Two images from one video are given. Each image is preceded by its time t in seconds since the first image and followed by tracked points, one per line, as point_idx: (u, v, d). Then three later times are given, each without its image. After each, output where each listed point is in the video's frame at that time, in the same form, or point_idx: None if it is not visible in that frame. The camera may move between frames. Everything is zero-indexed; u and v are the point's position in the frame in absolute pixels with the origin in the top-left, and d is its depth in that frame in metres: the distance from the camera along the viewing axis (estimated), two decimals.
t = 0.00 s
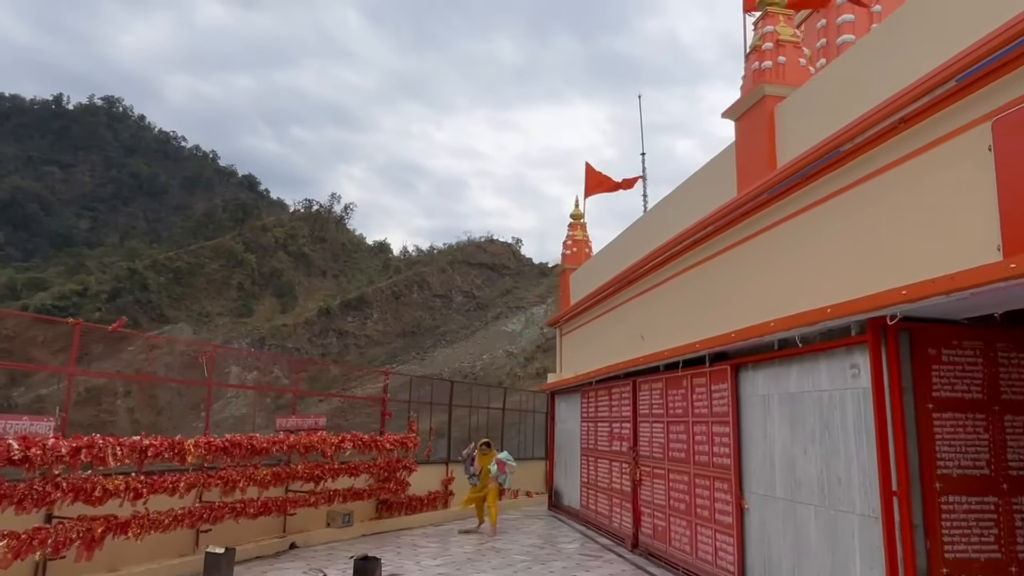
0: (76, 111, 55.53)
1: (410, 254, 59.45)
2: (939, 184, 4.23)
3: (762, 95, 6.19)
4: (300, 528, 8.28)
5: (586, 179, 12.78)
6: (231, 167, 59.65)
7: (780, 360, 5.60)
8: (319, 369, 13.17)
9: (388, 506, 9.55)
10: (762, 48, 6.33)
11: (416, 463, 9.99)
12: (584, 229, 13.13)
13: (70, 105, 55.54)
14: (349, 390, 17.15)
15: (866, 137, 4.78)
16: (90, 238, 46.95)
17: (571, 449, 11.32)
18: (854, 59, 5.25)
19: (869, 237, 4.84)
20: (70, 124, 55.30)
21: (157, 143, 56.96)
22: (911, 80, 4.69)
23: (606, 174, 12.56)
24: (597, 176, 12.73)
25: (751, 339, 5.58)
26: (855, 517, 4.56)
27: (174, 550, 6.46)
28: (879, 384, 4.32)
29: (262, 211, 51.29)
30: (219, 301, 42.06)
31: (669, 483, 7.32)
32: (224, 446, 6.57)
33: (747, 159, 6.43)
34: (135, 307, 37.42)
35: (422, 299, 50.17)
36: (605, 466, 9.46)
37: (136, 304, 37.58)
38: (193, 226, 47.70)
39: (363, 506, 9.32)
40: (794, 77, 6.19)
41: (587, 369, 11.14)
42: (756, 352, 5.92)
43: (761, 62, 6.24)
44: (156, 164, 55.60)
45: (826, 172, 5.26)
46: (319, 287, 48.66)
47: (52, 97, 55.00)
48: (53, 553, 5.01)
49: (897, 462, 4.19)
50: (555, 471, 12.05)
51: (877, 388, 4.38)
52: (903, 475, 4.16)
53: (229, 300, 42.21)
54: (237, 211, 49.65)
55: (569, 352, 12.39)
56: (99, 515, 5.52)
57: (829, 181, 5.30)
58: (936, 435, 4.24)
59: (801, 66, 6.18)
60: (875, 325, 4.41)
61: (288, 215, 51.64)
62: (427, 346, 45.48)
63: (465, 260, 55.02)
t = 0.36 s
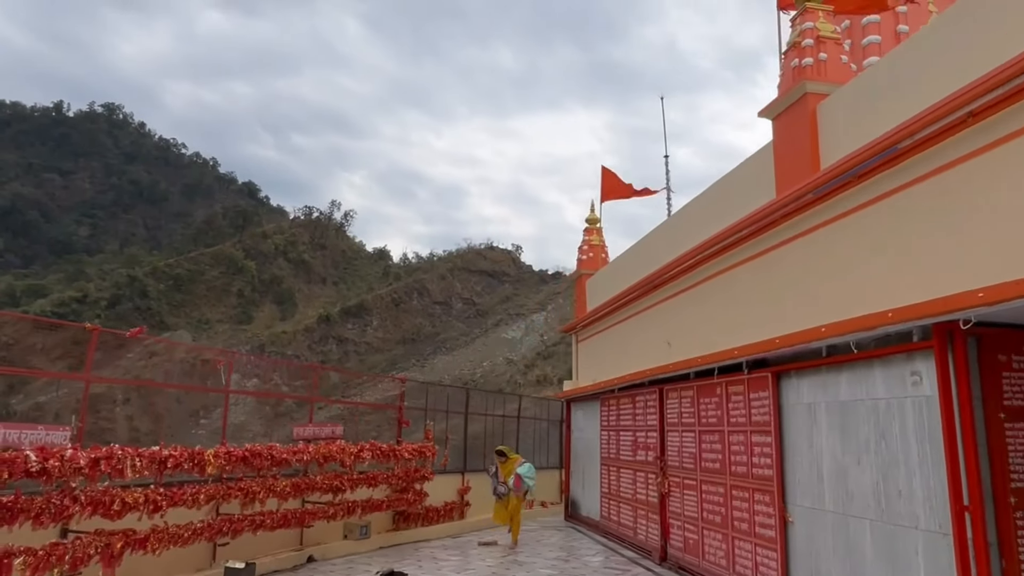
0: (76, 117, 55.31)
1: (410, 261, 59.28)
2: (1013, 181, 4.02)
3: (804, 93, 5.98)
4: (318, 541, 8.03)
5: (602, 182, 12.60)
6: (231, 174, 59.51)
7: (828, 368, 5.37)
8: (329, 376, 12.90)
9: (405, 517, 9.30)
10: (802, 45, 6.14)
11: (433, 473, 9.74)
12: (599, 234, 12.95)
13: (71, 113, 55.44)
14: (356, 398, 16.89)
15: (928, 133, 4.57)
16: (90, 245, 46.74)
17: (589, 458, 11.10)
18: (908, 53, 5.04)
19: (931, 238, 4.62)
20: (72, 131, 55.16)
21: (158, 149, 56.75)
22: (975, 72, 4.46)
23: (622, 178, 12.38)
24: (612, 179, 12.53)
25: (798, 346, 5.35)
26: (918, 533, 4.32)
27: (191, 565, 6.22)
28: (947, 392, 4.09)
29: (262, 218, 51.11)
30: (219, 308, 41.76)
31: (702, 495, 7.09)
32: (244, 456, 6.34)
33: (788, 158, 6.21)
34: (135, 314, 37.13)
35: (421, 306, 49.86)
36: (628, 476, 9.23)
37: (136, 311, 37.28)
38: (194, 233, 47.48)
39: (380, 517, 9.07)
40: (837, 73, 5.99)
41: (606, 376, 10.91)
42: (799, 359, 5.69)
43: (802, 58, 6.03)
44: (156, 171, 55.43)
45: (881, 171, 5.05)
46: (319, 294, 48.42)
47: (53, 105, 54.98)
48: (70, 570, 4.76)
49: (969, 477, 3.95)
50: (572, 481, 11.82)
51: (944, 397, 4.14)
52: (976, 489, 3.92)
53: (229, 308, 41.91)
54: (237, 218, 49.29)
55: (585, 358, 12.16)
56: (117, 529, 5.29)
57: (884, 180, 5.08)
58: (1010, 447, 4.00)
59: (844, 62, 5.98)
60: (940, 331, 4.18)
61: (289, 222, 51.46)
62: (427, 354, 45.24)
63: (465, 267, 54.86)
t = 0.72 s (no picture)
0: (76, 122, 55.14)
1: (409, 266, 59.05)
2: None
3: (834, 85, 5.77)
4: (325, 550, 7.77)
5: (613, 183, 12.37)
6: (229, 179, 59.32)
7: (863, 371, 5.14)
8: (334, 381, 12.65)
9: (413, 525, 9.04)
10: (830, 37, 5.94)
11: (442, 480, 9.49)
12: (609, 236, 12.72)
13: (70, 118, 55.23)
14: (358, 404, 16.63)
15: (977, 122, 4.37)
16: (89, 250, 46.45)
17: (600, 464, 10.85)
18: (949, 42, 4.85)
19: (978, 233, 4.41)
20: (72, 136, 54.93)
21: (157, 155, 56.46)
22: None
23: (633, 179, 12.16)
24: (622, 180, 12.33)
25: (833, 347, 5.13)
26: (969, 544, 4.07)
27: None
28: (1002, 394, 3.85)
29: (261, 223, 50.93)
30: (218, 313, 41.48)
31: (724, 502, 6.85)
32: (252, 463, 6.11)
33: (816, 154, 6.00)
34: (133, 320, 36.81)
35: (421, 311, 49.58)
36: (642, 482, 8.98)
37: (135, 316, 36.96)
38: (192, 239, 47.25)
39: (388, 525, 8.82)
40: (867, 65, 5.80)
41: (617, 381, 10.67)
42: (831, 363, 5.46)
43: (831, 49, 5.83)
44: (155, 176, 55.19)
45: (922, 164, 4.84)
46: (318, 299, 48.15)
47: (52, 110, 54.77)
48: None
49: None
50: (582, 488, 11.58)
51: (997, 400, 3.91)
52: None
53: (228, 313, 41.58)
54: (237, 223, 49.41)
55: (595, 362, 11.94)
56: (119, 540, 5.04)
57: (926, 173, 4.87)
58: None
59: (874, 53, 5.78)
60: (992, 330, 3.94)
61: (288, 227, 51.25)
62: (426, 359, 44.99)
63: (464, 273, 54.68)
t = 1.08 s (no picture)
0: (71, 129, 54.76)
1: (404, 274, 58.65)
2: None
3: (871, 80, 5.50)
4: (331, 567, 7.43)
5: (622, 187, 12.10)
6: (224, 186, 58.93)
7: (907, 379, 4.84)
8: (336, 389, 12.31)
9: (420, 539, 8.70)
10: (865, 30, 5.67)
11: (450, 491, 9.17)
12: (618, 240, 12.46)
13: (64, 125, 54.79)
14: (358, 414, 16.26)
15: None
16: (83, 257, 45.95)
17: (611, 475, 10.53)
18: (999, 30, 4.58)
19: None
20: (67, 143, 54.46)
21: (153, 162, 56.09)
22: None
23: (643, 182, 11.90)
24: (631, 183, 12.06)
25: (877, 353, 4.83)
26: None
27: None
28: None
29: (256, 230, 50.59)
30: (214, 320, 41.01)
31: (751, 517, 6.54)
32: (256, 476, 5.78)
33: (850, 152, 5.72)
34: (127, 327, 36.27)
35: (417, 318, 49.12)
36: (658, 494, 8.67)
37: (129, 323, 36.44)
38: (187, 246, 46.82)
39: (394, 539, 8.49)
40: (904, 59, 5.53)
41: (629, 389, 10.34)
42: (870, 370, 5.16)
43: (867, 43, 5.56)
44: (150, 182, 54.76)
45: (974, 159, 4.55)
46: (314, 305, 47.65)
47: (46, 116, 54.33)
48: None
49: None
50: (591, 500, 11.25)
51: None
52: None
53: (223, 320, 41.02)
54: (233, 230, 48.95)
55: (604, 370, 11.65)
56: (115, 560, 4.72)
57: (977, 168, 4.58)
58: None
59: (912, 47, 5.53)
60: None
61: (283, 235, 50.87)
62: (422, 367, 44.58)
63: (460, 280, 54.35)
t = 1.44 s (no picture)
0: (61, 134, 54.28)
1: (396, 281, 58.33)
2: None
3: (906, 75, 5.31)
4: None
5: (629, 190, 11.92)
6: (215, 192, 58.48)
7: (952, 385, 4.64)
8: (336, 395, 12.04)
9: (428, 551, 8.43)
10: (899, 24, 5.48)
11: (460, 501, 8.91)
12: (625, 244, 12.27)
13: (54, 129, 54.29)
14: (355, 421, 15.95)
15: None
16: (72, 263, 45.47)
17: (620, 484, 10.29)
18: None
19: None
20: (56, 147, 53.90)
21: (144, 168, 55.63)
22: None
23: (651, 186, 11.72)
24: (638, 187, 11.88)
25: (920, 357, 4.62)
26: None
27: None
28: None
29: (247, 236, 50.19)
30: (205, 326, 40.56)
31: (777, 528, 6.31)
32: (264, 486, 5.54)
33: (884, 151, 5.52)
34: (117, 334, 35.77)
35: (409, 325, 48.64)
36: (672, 504, 8.43)
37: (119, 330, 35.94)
38: (178, 252, 46.36)
39: (402, 550, 8.20)
40: (940, 54, 5.35)
41: (640, 396, 10.11)
42: (911, 375, 4.95)
43: (902, 36, 5.36)
44: (141, 188, 54.29)
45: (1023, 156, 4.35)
46: (305, 312, 47.22)
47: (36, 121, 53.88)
48: None
49: None
50: (599, 510, 11.02)
51: None
52: None
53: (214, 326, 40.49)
54: (223, 236, 48.20)
55: (611, 377, 11.43)
56: None
57: None
58: None
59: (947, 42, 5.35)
60: None
61: (275, 241, 50.47)
62: (413, 374, 44.21)
63: (452, 287, 54.09)
